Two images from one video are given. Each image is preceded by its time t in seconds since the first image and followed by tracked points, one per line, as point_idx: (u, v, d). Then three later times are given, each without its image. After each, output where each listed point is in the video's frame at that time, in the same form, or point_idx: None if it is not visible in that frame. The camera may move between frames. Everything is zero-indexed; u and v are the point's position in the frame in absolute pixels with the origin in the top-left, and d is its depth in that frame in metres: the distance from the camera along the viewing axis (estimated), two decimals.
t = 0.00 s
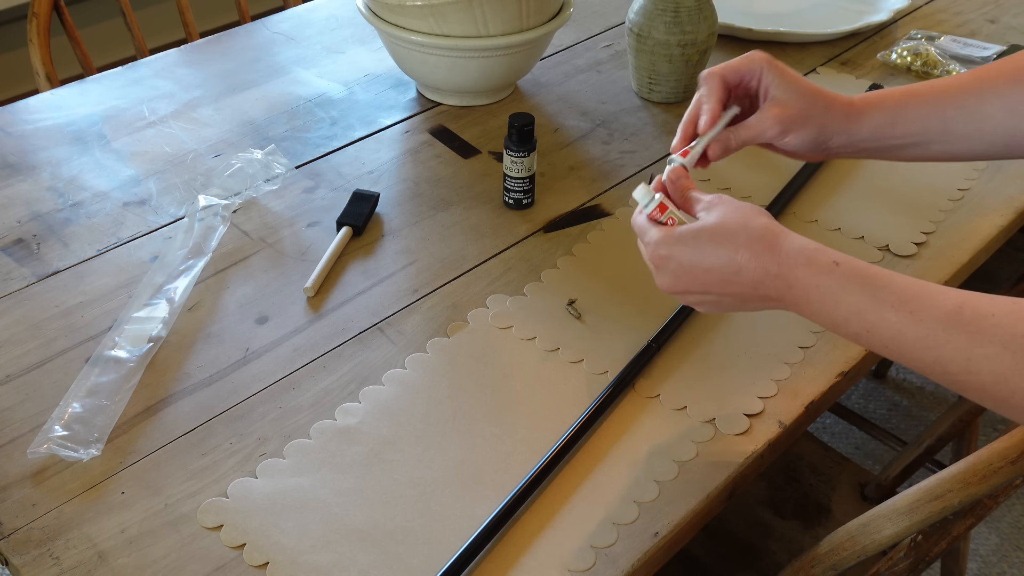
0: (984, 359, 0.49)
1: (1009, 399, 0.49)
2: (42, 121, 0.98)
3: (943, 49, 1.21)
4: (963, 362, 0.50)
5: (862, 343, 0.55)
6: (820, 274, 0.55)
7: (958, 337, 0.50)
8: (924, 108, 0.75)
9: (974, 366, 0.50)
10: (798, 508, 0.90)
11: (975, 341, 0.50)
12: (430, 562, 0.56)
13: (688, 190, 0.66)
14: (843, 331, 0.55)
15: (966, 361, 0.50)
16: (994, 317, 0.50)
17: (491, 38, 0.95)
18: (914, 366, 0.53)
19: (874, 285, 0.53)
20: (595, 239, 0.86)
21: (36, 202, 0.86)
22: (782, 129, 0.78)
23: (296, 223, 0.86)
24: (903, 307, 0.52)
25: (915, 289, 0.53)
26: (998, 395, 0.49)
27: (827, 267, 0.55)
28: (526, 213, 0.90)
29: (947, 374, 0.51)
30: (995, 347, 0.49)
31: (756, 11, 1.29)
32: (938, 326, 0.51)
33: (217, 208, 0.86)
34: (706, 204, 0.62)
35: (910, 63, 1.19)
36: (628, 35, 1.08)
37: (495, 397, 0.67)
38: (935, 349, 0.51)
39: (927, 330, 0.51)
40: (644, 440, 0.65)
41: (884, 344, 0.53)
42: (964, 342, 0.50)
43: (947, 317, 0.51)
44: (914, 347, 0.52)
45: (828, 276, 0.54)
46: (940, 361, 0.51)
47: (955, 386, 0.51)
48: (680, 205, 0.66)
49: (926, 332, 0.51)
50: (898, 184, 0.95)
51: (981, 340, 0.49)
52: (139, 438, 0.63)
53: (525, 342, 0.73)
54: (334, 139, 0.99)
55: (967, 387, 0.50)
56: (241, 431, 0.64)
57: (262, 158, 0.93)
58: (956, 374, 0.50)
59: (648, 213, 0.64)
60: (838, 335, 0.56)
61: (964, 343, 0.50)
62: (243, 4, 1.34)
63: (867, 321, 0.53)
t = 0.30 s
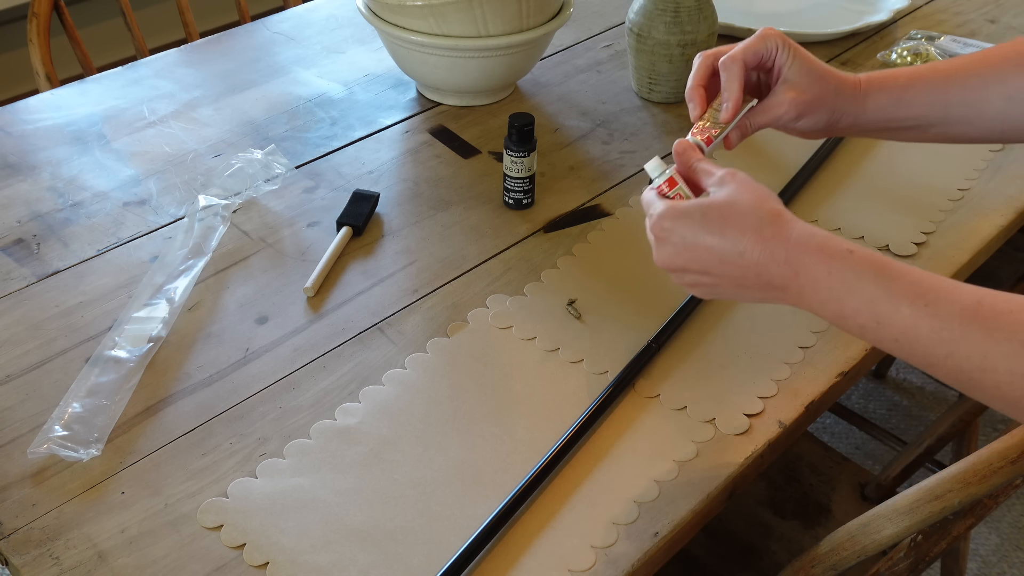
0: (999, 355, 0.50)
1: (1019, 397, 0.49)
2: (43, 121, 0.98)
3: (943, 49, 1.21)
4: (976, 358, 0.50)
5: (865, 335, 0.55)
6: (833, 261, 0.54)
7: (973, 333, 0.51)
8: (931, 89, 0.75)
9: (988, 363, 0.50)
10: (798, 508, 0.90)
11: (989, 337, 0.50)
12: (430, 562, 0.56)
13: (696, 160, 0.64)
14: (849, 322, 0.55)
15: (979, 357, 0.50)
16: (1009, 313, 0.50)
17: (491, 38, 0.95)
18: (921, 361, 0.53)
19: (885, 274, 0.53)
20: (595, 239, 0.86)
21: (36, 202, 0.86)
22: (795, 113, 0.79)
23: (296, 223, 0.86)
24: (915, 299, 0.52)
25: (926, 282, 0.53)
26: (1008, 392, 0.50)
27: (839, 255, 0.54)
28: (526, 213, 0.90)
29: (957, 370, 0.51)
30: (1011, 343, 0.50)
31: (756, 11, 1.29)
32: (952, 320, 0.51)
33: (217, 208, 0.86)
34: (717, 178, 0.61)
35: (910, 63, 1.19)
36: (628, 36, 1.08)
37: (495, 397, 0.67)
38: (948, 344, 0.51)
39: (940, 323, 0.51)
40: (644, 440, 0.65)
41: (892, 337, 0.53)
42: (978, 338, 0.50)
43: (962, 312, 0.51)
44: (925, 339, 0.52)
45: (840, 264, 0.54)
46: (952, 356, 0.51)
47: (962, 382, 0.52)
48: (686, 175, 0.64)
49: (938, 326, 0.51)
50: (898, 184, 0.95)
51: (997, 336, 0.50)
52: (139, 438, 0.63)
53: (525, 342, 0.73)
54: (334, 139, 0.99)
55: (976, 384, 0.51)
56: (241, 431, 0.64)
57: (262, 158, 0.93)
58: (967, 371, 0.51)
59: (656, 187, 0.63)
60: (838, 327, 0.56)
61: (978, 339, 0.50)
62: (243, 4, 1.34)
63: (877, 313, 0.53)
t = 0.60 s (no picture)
0: (1008, 356, 0.51)
1: None
2: (43, 121, 0.98)
3: (943, 49, 1.21)
4: (987, 361, 0.52)
5: (885, 360, 0.57)
6: (860, 293, 0.60)
7: (986, 338, 0.52)
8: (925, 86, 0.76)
9: (998, 364, 0.51)
10: (798, 508, 0.90)
11: (1001, 340, 0.51)
12: (430, 562, 0.56)
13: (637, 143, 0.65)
14: (869, 339, 0.58)
15: (991, 359, 0.51)
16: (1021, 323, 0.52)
17: (491, 38, 0.95)
18: (937, 374, 0.54)
19: (912, 298, 0.57)
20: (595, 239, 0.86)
21: (36, 202, 0.86)
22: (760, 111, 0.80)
23: (296, 223, 0.86)
24: (933, 313, 0.55)
25: (945, 304, 0.56)
26: (1018, 394, 0.50)
27: (867, 290, 0.60)
28: (526, 213, 0.90)
29: (969, 376, 0.52)
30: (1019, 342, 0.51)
31: (756, 11, 1.29)
32: (967, 329, 0.53)
33: (217, 208, 0.86)
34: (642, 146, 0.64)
35: (910, 63, 1.19)
36: (628, 36, 1.08)
37: (494, 398, 0.67)
38: (962, 350, 0.53)
39: (955, 332, 0.53)
40: (644, 440, 0.65)
41: (910, 350, 0.55)
42: (991, 342, 0.52)
43: (977, 323, 0.53)
44: (941, 349, 0.54)
45: (868, 294, 0.60)
46: (966, 363, 0.53)
47: (974, 391, 0.52)
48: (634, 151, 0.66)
49: (953, 336, 0.53)
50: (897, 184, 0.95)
51: (1007, 339, 0.51)
52: (139, 438, 0.63)
53: (525, 342, 0.73)
54: (334, 139, 0.99)
55: (988, 390, 0.52)
56: (241, 430, 0.64)
57: (262, 159, 0.93)
58: (978, 375, 0.52)
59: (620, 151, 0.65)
60: (862, 354, 0.59)
61: (991, 342, 0.52)
62: (243, 4, 1.34)
63: (896, 328, 0.56)
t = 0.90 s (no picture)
0: (1008, 355, 0.51)
1: None
2: (43, 121, 0.98)
3: (943, 49, 1.21)
4: (987, 361, 0.52)
5: (885, 360, 0.57)
6: (860, 292, 0.60)
7: (986, 338, 0.52)
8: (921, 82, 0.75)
9: (997, 364, 0.51)
10: (798, 508, 0.90)
11: (1001, 340, 0.51)
12: (430, 562, 0.56)
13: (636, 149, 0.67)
14: (869, 339, 0.58)
15: (990, 359, 0.51)
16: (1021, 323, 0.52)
17: (491, 38, 0.95)
18: (937, 374, 0.54)
19: (912, 298, 0.57)
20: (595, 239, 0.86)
21: (36, 202, 0.86)
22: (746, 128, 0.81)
23: (296, 223, 0.86)
24: (932, 314, 0.55)
25: (945, 304, 0.56)
26: (1018, 394, 0.50)
27: (867, 290, 0.60)
28: (526, 213, 0.90)
29: (969, 376, 0.52)
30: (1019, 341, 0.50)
31: (756, 11, 1.29)
32: (967, 330, 0.53)
33: (217, 208, 0.86)
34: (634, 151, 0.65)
35: (910, 63, 1.19)
36: (628, 36, 1.08)
37: (495, 398, 0.67)
38: (962, 351, 0.53)
39: (955, 332, 0.53)
40: (644, 440, 0.65)
41: (910, 350, 0.55)
42: (991, 342, 0.52)
43: (977, 323, 0.53)
44: (941, 349, 0.54)
45: (867, 293, 0.60)
46: (966, 363, 0.53)
47: (974, 391, 0.52)
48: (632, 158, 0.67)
49: (953, 336, 0.53)
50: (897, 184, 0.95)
51: (1006, 339, 0.51)
52: (139, 438, 0.63)
53: (525, 342, 0.73)
54: (334, 139, 0.99)
55: (988, 390, 0.51)
56: (241, 430, 0.64)
57: (262, 158, 0.93)
58: (978, 376, 0.52)
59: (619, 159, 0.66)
60: (862, 354, 0.59)
61: (990, 342, 0.52)
62: (243, 4, 1.34)
63: (896, 328, 0.56)
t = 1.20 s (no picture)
0: (1009, 356, 0.51)
1: None
2: (42, 121, 0.98)
3: (943, 49, 1.21)
4: (988, 362, 0.52)
5: (885, 360, 0.57)
6: (860, 292, 0.60)
7: (986, 338, 0.52)
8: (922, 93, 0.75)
9: (998, 364, 0.51)
10: (798, 508, 0.90)
11: (1002, 341, 0.51)
12: (430, 562, 0.56)
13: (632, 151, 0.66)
14: (869, 340, 0.58)
15: (990, 359, 0.51)
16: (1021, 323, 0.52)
17: (491, 38, 0.95)
18: (937, 375, 0.54)
19: (912, 298, 0.57)
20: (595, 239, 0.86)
21: (36, 202, 0.86)
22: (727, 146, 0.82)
23: (296, 223, 0.86)
24: (933, 314, 0.55)
25: (946, 305, 0.56)
26: (1019, 394, 0.50)
27: (867, 290, 0.60)
28: (526, 213, 0.90)
29: (970, 377, 0.52)
30: (1020, 342, 0.50)
31: (756, 11, 1.29)
32: (968, 331, 0.53)
33: (217, 208, 0.86)
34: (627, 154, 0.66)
35: (910, 63, 1.19)
36: (628, 36, 1.08)
37: (495, 397, 0.67)
38: (963, 351, 0.53)
39: (956, 333, 0.53)
40: (644, 440, 0.65)
41: (910, 350, 0.55)
42: (992, 343, 0.52)
43: (978, 324, 0.53)
44: (941, 349, 0.54)
45: (868, 293, 0.60)
46: (966, 364, 0.53)
47: (974, 392, 0.52)
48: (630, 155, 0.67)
49: (953, 336, 0.53)
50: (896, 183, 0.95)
51: (1007, 339, 0.51)
52: (139, 438, 0.63)
53: (525, 342, 0.73)
54: (334, 139, 0.99)
55: (988, 390, 0.51)
56: (241, 430, 0.64)
57: (262, 158, 0.93)
58: (979, 376, 0.52)
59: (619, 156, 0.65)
60: (863, 354, 0.58)
61: (991, 343, 0.52)
62: (243, 4, 1.34)
63: (896, 329, 0.56)
